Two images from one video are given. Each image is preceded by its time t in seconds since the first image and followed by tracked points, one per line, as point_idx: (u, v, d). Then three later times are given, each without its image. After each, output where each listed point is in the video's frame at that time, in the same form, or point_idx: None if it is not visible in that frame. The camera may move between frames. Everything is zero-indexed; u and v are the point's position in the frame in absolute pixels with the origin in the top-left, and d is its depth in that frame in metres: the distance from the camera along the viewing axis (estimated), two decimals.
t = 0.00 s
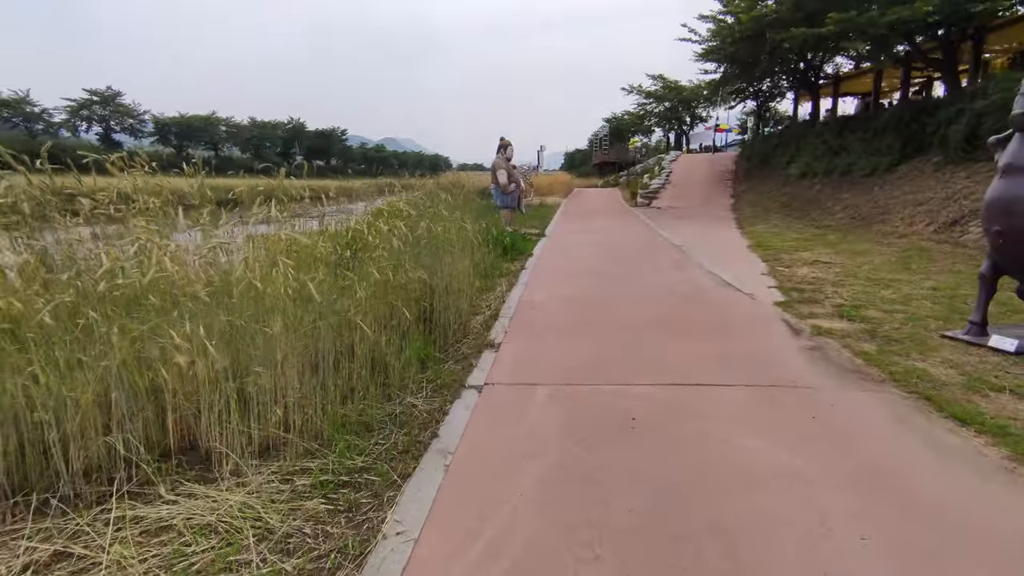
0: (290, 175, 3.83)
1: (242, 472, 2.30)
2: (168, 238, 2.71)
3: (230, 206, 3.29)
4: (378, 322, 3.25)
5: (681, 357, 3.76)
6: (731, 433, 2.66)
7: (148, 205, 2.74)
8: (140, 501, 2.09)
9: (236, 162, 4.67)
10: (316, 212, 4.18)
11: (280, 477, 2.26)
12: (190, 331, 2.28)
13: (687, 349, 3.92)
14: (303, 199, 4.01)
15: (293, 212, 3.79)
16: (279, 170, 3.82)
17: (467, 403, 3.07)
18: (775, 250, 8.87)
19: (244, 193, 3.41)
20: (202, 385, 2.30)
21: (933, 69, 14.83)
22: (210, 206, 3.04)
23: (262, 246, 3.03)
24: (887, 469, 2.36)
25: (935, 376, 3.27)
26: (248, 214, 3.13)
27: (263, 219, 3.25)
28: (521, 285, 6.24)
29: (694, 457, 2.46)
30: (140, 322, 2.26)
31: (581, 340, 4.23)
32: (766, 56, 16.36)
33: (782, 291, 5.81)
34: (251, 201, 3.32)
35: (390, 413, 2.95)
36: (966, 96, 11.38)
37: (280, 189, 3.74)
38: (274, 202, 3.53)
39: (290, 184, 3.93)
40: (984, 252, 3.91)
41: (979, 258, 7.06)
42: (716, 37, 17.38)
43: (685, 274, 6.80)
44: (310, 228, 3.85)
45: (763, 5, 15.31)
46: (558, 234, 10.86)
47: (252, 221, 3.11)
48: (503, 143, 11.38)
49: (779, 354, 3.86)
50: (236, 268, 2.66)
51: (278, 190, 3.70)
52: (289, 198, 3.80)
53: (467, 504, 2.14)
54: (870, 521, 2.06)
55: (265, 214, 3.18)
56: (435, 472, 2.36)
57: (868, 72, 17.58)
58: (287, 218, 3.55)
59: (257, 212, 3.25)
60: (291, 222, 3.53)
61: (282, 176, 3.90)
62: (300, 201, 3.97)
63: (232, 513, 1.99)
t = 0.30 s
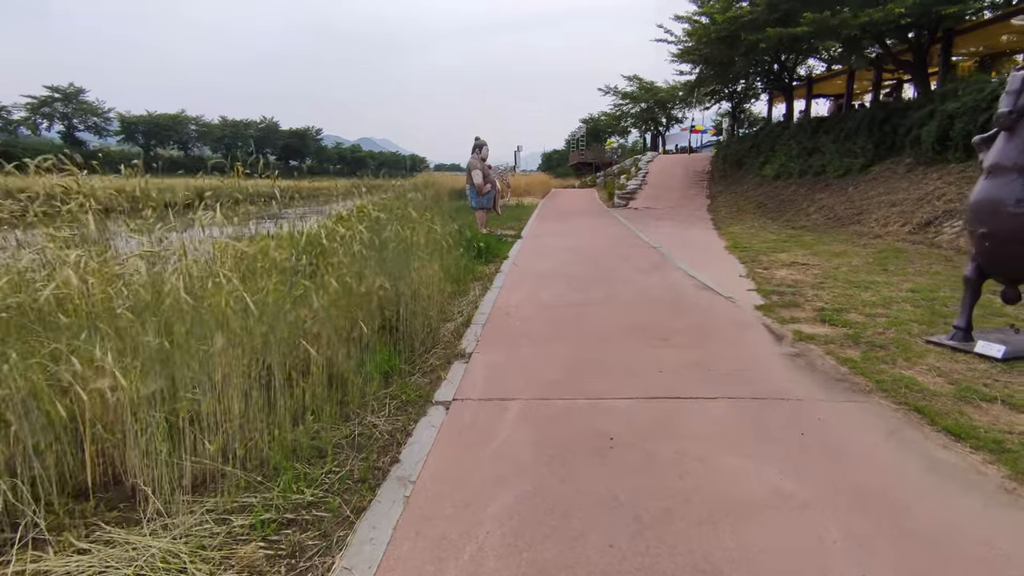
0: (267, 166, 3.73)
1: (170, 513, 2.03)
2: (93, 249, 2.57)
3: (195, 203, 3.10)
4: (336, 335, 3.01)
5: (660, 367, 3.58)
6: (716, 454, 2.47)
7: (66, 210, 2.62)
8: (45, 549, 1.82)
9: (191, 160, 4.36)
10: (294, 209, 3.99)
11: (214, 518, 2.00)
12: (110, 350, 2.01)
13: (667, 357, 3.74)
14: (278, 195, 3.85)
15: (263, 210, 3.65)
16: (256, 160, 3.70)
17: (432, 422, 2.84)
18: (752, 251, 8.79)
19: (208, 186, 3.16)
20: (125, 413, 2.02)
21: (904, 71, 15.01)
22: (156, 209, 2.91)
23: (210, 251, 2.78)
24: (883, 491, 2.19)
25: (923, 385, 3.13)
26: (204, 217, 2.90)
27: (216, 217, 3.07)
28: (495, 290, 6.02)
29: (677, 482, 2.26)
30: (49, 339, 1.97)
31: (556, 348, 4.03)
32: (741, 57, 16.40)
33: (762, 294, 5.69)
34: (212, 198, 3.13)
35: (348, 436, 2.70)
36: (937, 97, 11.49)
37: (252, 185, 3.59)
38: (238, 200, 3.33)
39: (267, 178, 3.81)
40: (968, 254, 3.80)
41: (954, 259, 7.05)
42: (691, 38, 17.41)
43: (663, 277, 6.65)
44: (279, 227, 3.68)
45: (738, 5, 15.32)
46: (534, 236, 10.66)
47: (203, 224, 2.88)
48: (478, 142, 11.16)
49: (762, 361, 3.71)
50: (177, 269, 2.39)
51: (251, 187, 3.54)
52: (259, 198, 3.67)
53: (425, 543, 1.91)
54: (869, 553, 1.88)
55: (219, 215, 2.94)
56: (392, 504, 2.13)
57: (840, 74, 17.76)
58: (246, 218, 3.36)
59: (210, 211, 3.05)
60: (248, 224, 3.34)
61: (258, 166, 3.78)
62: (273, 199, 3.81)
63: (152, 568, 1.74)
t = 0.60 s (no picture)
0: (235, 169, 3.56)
1: (98, 561, 1.80)
2: (33, 259, 2.43)
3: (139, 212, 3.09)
4: (300, 350, 2.78)
5: (649, 379, 3.39)
6: (712, 480, 2.28)
7: (3, 215, 2.45)
8: None
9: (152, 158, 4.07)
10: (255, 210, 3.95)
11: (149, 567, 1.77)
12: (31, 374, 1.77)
13: (657, 368, 3.55)
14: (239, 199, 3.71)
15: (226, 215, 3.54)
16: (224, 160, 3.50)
17: (406, 443, 2.62)
18: (738, 252, 8.68)
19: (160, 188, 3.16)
20: (47, 445, 1.76)
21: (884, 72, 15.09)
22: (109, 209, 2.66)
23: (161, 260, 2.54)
24: (896, 521, 2.02)
25: (925, 398, 2.97)
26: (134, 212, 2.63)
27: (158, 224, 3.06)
28: (476, 294, 5.80)
29: (673, 514, 2.07)
30: None
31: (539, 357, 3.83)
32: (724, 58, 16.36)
33: (750, 298, 5.55)
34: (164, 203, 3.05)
35: (312, 462, 2.46)
36: (918, 98, 11.53)
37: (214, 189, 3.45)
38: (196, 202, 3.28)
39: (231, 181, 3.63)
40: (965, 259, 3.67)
41: (940, 260, 6.99)
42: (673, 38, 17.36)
43: (649, 280, 6.48)
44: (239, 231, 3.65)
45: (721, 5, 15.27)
46: (517, 238, 10.45)
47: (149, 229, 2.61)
48: (459, 142, 10.92)
49: (755, 372, 3.54)
50: (114, 279, 2.09)
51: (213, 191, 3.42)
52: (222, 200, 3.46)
53: None
54: None
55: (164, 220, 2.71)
56: (359, 545, 1.91)
57: (821, 75, 17.85)
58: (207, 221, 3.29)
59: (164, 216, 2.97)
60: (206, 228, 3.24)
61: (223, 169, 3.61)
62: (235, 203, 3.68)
63: None
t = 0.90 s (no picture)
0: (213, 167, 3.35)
1: None
2: None
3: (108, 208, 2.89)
4: (268, 365, 2.56)
5: (648, 389, 3.19)
6: (723, 507, 2.07)
7: None
8: None
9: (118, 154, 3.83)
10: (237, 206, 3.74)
11: None
12: None
13: (655, 377, 3.35)
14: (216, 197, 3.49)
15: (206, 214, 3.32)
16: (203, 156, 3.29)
17: (385, 465, 2.38)
18: (728, 252, 8.55)
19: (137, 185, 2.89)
20: None
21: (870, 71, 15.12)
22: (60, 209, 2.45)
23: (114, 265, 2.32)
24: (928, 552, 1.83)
25: (940, 407, 2.81)
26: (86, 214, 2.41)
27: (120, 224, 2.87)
28: (462, 297, 5.57)
29: (683, 546, 1.86)
30: None
31: (530, 366, 3.61)
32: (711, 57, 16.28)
33: (746, 299, 5.38)
34: (138, 201, 2.84)
35: (280, 489, 2.21)
36: (905, 98, 11.51)
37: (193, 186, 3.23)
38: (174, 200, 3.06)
39: (207, 179, 3.42)
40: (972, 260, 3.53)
41: (933, 260, 6.91)
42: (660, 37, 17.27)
43: (640, 281, 6.31)
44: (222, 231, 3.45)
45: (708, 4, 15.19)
46: (503, 238, 10.23)
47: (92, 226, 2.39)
48: (444, 140, 10.68)
49: (758, 380, 3.36)
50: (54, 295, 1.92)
51: (193, 190, 3.21)
52: (197, 198, 3.24)
53: None
54: None
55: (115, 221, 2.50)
56: None
57: (807, 75, 17.87)
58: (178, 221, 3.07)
59: (131, 218, 2.78)
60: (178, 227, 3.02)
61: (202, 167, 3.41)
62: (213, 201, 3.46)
63: None
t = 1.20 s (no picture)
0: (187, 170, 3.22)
1: None
2: None
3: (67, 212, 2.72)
4: (234, 383, 2.33)
5: (645, 404, 2.99)
6: (735, 545, 1.88)
7: None
8: None
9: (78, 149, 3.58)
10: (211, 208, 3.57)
11: None
12: None
13: (652, 391, 3.14)
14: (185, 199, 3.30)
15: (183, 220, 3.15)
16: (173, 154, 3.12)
17: (361, 496, 2.15)
18: (720, 254, 8.40)
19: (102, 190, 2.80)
20: None
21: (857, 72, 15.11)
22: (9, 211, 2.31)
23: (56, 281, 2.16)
24: None
25: (958, 424, 2.63)
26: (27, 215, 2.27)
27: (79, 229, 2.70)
28: (448, 303, 5.36)
29: None
30: None
31: (519, 377, 3.40)
32: (698, 58, 16.19)
33: (742, 304, 5.22)
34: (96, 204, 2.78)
35: (240, 529, 1.97)
36: (894, 98, 11.46)
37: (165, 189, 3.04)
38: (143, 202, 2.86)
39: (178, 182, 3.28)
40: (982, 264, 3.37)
41: (928, 262, 6.80)
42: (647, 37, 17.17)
43: (632, 285, 6.12)
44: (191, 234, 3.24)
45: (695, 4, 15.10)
46: (490, 240, 10.01)
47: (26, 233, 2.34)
48: (429, 140, 10.46)
49: (761, 393, 3.16)
50: None
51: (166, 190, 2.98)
52: (167, 199, 3.02)
53: None
54: None
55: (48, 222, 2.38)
56: None
57: (793, 75, 17.85)
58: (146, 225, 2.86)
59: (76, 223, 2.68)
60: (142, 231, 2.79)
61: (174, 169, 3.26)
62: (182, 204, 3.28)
63: None
